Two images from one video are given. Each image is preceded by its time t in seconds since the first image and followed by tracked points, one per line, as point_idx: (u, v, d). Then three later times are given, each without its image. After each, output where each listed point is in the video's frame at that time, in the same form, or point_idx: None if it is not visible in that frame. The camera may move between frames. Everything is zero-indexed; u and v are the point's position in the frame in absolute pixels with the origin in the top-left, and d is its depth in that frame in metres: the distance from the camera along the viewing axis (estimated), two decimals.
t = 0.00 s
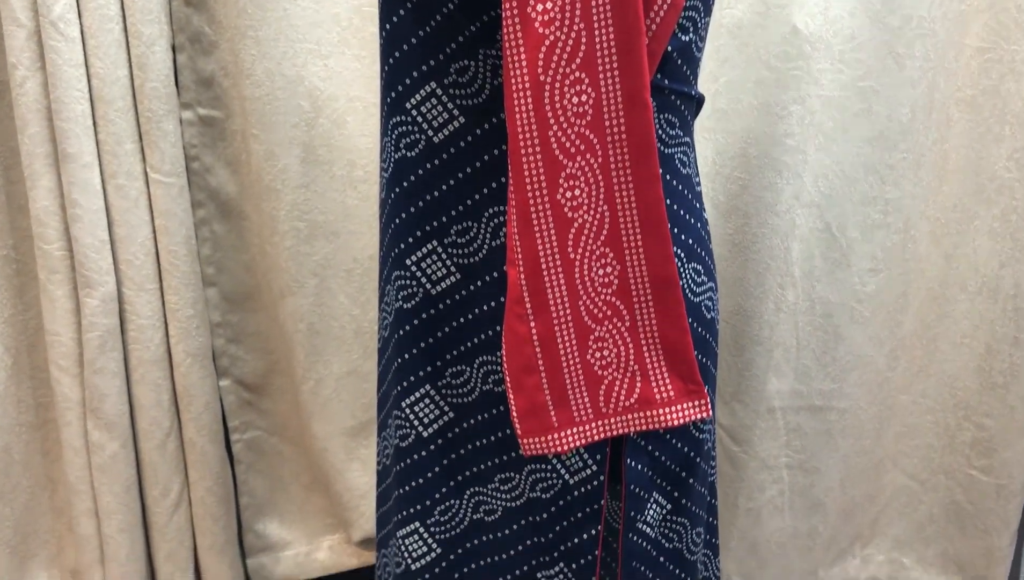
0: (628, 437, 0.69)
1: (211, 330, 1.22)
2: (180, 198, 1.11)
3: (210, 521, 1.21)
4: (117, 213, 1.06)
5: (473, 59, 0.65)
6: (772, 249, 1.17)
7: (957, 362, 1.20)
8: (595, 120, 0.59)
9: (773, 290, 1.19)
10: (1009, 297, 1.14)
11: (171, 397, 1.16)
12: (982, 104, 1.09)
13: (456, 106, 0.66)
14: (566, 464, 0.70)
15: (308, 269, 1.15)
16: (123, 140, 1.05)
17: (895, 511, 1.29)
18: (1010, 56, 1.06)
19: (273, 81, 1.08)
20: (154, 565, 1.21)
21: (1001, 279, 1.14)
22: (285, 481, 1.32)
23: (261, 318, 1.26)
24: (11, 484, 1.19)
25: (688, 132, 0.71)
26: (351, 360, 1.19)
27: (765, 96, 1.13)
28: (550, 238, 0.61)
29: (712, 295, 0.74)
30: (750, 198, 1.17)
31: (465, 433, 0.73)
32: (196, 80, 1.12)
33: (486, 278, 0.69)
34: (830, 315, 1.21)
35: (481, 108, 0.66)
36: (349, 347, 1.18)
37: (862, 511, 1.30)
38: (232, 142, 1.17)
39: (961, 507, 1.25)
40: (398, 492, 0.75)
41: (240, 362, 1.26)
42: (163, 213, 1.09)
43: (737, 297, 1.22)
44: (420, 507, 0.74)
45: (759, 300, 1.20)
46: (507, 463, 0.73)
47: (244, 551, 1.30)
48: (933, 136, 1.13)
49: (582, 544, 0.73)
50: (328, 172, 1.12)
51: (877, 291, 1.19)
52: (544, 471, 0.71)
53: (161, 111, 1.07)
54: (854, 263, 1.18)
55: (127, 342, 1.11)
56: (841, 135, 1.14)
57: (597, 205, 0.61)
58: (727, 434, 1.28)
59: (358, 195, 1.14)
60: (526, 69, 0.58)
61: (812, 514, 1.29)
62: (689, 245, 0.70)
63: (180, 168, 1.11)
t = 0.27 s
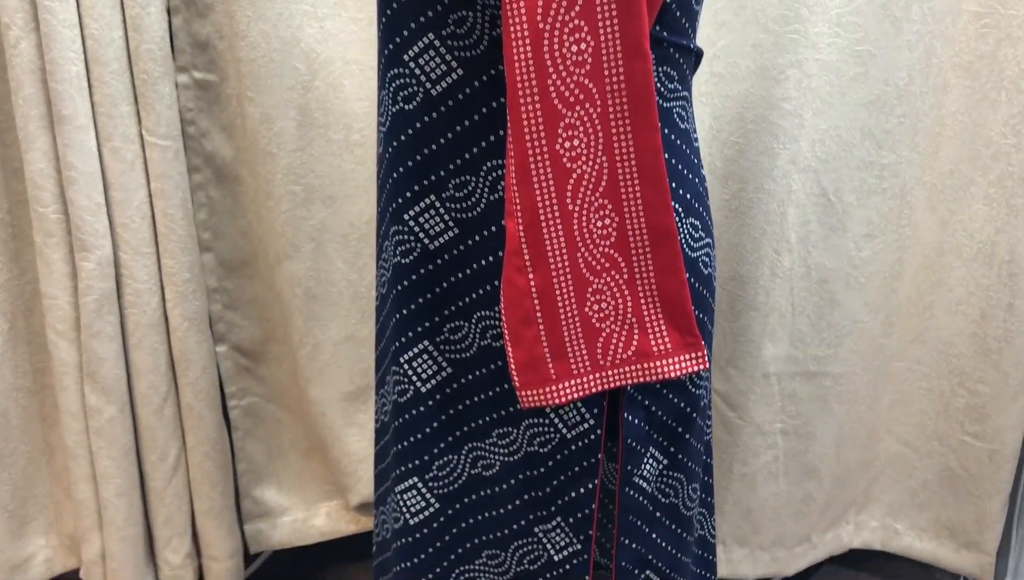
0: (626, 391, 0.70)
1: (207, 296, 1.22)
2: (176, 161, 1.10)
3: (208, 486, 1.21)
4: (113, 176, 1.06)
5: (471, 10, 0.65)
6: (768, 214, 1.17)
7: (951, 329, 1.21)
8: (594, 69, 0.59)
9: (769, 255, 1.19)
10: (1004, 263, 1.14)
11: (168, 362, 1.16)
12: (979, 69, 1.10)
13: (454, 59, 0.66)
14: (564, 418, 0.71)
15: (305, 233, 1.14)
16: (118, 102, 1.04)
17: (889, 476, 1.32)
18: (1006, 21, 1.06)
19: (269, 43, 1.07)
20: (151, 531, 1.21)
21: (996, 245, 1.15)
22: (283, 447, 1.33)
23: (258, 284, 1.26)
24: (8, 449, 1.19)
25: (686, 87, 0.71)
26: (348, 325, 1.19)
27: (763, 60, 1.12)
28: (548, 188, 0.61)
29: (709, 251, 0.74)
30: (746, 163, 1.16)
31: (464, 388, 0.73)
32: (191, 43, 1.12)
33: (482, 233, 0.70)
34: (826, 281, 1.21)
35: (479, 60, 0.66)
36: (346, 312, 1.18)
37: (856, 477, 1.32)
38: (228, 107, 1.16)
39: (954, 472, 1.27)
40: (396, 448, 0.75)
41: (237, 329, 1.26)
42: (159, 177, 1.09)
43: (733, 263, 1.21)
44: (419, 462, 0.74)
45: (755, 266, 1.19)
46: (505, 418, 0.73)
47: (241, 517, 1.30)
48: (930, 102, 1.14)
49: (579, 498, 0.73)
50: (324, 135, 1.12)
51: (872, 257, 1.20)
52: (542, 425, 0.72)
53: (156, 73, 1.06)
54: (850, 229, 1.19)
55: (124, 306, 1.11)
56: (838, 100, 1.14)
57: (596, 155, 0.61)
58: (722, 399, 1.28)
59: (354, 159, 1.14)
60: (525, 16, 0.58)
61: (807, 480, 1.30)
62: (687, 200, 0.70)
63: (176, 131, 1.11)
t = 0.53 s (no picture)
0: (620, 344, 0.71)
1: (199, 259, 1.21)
2: (169, 121, 1.10)
3: (200, 449, 1.21)
4: (106, 135, 1.05)
5: None
6: (762, 180, 1.16)
7: (941, 297, 1.24)
8: (594, 21, 0.61)
9: (761, 221, 1.18)
10: (994, 231, 1.17)
11: (161, 325, 1.16)
12: (972, 37, 1.11)
13: (452, 9, 0.66)
14: (559, 370, 0.72)
15: (298, 195, 1.14)
16: (111, 61, 1.04)
17: (877, 443, 1.34)
18: None
19: (263, 2, 1.06)
20: (144, 493, 1.21)
21: (986, 213, 1.17)
22: (275, 412, 1.33)
23: (251, 248, 1.25)
24: None
25: (684, 42, 0.71)
26: (341, 289, 1.20)
27: (758, 25, 1.11)
28: (547, 138, 0.62)
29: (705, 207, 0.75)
30: (740, 129, 1.16)
31: (460, 343, 0.73)
32: (184, 3, 1.11)
33: (481, 185, 0.69)
34: (818, 248, 1.21)
35: (478, 10, 0.66)
36: (340, 275, 1.19)
37: (845, 443, 1.33)
38: (221, 68, 1.16)
39: (941, 440, 1.30)
40: (392, 403, 0.75)
41: (229, 293, 1.26)
42: (152, 137, 1.08)
43: (725, 229, 1.21)
44: (415, 416, 0.75)
45: (747, 232, 1.19)
46: (501, 372, 0.74)
47: (233, 481, 1.30)
48: (923, 69, 1.15)
49: (574, 450, 0.74)
50: (318, 97, 1.12)
51: (863, 223, 1.21)
52: (537, 378, 0.72)
53: (150, 32, 1.06)
54: (843, 195, 1.19)
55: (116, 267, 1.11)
56: (832, 67, 1.14)
57: (595, 106, 0.63)
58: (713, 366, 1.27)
59: (348, 122, 1.14)
60: None
61: (796, 445, 1.30)
62: (685, 154, 0.71)
63: (169, 91, 1.10)
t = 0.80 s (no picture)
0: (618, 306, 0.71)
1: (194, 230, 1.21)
2: (164, 89, 1.09)
3: (196, 420, 1.22)
4: (101, 103, 1.05)
5: None
6: (757, 150, 1.16)
7: (933, 270, 1.24)
8: None
9: (756, 192, 1.18)
10: (988, 204, 1.18)
11: (157, 295, 1.15)
12: (968, 9, 1.11)
13: None
14: (557, 332, 0.72)
15: (294, 165, 1.14)
16: (106, 28, 1.03)
17: (870, 416, 1.35)
18: None
19: None
20: (140, 464, 1.21)
21: (980, 185, 1.18)
22: (270, 384, 1.33)
23: (246, 219, 1.25)
24: None
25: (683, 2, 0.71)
26: (337, 259, 1.20)
27: None
28: (547, 96, 0.64)
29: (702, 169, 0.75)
30: (736, 100, 1.15)
31: (459, 305, 0.74)
32: None
33: (480, 146, 0.69)
34: (812, 219, 1.21)
35: None
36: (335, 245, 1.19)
37: (838, 415, 1.33)
38: (216, 37, 1.15)
39: (934, 412, 1.32)
40: (390, 365, 0.76)
41: (224, 265, 1.25)
42: (147, 105, 1.08)
43: (721, 201, 1.20)
44: (413, 378, 0.75)
45: (742, 203, 1.19)
46: (499, 333, 0.74)
47: (229, 453, 1.30)
48: (918, 40, 1.15)
49: (572, 412, 0.75)
50: (314, 66, 1.12)
51: (858, 195, 1.21)
52: (535, 340, 0.72)
53: None
54: (838, 166, 1.19)
55: (112, 236, 1.11)
56: (827, 38, 1.13)
57: (595, 64, 0.63)
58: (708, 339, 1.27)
59: (343, 91, 1.14)
60: None
61: (789, 417, 1.31)
62: (683, 115, 0.71)
63: (164, 59, 1.09)
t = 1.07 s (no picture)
0: (614, 279, 0.71)
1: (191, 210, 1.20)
2: (161, 68, 1.09)
3: (193, 400, 1.22)
4: (96, 82, 1.05)
5: None
6: (753, 129, 1.16)
7: (928, 252, 1.25)
8: None
9: (752, 172, 1.19)
10: (982, 184, 1.18)
11: (153, 275, 1.15)
12: None
13: None
14: (553, 305, 0.72)
15: (291, 144, 1.14)
16: (102, 7, 1.03)
17: (865, 397, 1.35)
18: None
19: None
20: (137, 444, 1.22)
21: (975, 167, 1.18)
22: (267, 365, 1.33)
23: (243, 200, 1.25)
24: None
25: None
26: (333, 240, 1.20)
27: None
28: (544, 67, 0.64)
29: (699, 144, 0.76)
30: (732, 80, 1.15)
31: (455, 279, 0.74)
32: None
33: (477, 118, 0.69)
34: (808, 200, 1.21)
35: None
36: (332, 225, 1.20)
37: (832, 396, 1.34)
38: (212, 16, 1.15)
39: (929, 393, 1.32)
40: (387, 340, 0.76)
41: (221, 246, 1.26)
42: (143, 84, 1.08)
43: (717, 181, 1.20)
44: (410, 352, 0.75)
45: (738, 183, 1.19)
46: (496, 307, 0.74)
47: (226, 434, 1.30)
48: (915, 21, 1.15)
49: (569, 385, 0.75)
50: (310, 45, 1.12)
51: (853, 175, 1.21)
52: (531, 313, 0.73)
53: None
54: (834, 147, 1.19)
55: (108, 216, 1.11)
56: (824, 18, 1.13)
57: (592, 34, 0.64)
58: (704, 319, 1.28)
59: (340, 71, 1.14)
60: None
61: (784, 397, 1.31)
62: (679, 88, 0.71)
63: (160, 38, 1.09)
